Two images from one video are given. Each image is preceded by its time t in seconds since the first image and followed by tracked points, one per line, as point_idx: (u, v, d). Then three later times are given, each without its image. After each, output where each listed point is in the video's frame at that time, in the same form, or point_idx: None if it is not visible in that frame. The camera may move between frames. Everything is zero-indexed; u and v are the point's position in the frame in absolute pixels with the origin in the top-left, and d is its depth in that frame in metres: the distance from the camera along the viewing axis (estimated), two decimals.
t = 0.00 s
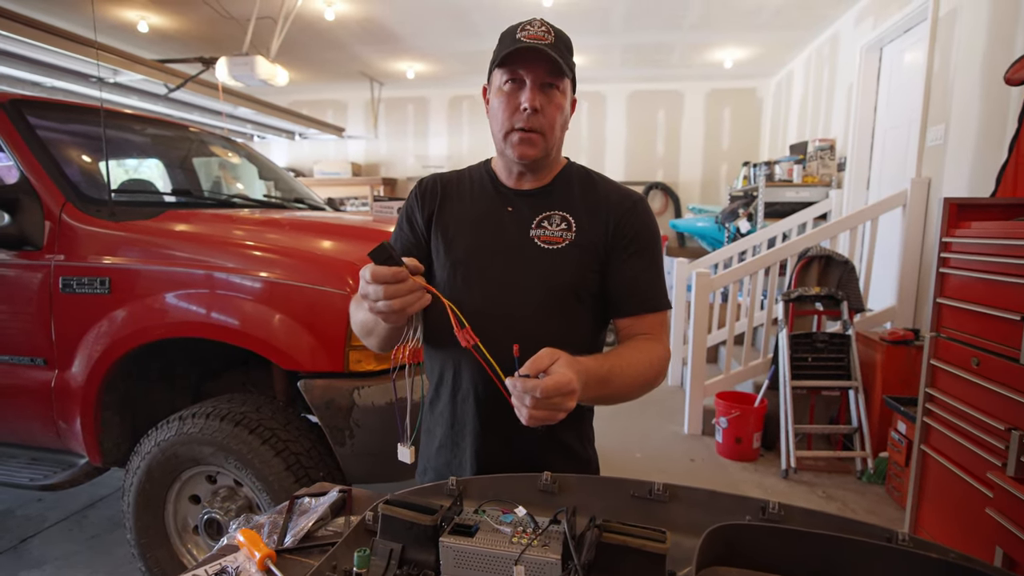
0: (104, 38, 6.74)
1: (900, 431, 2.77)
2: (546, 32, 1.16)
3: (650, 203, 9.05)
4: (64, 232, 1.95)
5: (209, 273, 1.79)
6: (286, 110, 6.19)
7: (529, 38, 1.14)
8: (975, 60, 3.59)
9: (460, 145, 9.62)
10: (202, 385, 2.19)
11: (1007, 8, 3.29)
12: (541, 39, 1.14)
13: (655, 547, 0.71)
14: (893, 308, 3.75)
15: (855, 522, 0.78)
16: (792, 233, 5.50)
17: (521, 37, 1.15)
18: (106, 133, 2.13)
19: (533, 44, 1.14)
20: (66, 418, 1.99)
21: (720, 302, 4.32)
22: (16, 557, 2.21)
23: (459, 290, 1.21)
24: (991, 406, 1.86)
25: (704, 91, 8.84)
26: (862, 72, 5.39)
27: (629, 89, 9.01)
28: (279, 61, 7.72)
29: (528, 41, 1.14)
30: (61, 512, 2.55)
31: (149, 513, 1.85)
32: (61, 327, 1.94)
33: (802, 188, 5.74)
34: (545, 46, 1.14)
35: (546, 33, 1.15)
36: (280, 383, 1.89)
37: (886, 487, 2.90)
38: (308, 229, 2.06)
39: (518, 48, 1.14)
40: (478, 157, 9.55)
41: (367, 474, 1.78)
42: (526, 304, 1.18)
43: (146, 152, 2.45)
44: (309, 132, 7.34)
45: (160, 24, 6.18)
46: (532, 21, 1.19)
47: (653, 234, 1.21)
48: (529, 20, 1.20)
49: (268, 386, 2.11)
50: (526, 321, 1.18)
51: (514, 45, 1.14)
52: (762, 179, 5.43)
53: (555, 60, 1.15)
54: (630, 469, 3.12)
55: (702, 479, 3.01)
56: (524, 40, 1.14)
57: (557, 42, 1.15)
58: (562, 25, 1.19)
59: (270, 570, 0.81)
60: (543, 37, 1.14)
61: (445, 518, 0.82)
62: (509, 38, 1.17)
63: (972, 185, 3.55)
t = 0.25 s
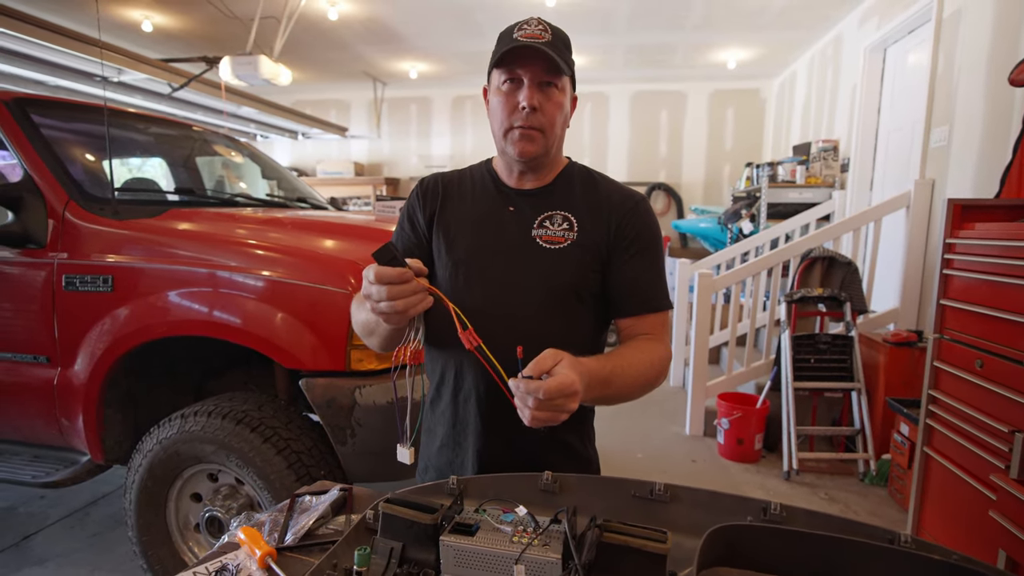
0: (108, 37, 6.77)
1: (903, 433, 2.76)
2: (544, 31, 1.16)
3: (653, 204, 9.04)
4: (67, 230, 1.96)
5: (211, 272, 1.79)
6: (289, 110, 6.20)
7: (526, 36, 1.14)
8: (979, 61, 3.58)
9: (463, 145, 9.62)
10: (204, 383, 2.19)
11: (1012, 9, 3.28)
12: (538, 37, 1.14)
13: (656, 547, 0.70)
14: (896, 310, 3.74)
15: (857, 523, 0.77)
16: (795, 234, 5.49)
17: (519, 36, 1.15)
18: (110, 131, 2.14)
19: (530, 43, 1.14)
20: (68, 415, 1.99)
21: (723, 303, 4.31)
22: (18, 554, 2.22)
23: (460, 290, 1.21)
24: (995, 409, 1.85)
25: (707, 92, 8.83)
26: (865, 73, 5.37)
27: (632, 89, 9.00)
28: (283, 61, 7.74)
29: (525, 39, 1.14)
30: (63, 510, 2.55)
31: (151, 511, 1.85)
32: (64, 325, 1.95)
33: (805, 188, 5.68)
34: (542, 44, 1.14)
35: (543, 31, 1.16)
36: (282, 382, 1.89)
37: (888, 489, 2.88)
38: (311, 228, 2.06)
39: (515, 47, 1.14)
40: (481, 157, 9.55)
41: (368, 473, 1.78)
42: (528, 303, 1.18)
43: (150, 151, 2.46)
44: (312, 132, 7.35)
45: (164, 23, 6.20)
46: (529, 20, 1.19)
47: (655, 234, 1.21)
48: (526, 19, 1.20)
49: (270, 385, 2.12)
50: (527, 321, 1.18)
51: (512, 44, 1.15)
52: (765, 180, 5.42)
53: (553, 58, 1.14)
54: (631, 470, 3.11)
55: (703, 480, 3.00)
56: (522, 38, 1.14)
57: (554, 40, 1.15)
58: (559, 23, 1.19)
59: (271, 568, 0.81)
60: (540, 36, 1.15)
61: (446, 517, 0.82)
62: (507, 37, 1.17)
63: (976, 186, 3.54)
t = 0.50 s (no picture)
0: (110, 35, 6.78)
1: (903, 434, 2.76)
2: (514, 32, 1.16)
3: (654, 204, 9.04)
4: (69, 229, 1.96)
5: (213, 271, 1.79)
6: (291, 109, 6.21)
7: (497, 41, 1.15)
8: (982, 63, 3.57)
9: (464, 145, 9.62)
10: (205, 382, 2.19)
11: (1015, 10, 3.28)
12: (508, 39, 1.14)
13: (656, 548, 0.71)
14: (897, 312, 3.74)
15: (857, 525, 0.77)
16: (796, 235, 5.48)
17: (490, 43, 1.15)
18: (112, 130, 2.14)
19: (501, 46, 1.14)
20: (70, 414, 2.00)
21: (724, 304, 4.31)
22: (19, 552, 2.22)
23: (463, 290, 1.22)
24: (997, 411, 1.85)
25: (709, 92, 8.82)
26: (868, 74, 5.37)
27: (634, 89, 8.99)
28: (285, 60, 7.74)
29: (497, 44, 1.14)
30: (64, 508, 2.56)
31: (152, 509, 1.86)
32: (66, 324, 1.95)
33: (806, 190, 5.67)
34: (514, 44, 1.14)
35: (513, 32, 1.15)
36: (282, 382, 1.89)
37: (888, 491, 2.88)
38: (312, 227, 2.06)
39: (487, 54, 1.15)
40: (482, 156, 9.55)
41: (369, 473, 1.79)
42: (531, 304, 1.18)
43: (151, 150, 2.46)
44: (314, 131, 7.35)
45: (167, 22, 6.20)
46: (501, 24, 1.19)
47: (658, 237, 1.21)
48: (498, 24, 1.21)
49: (271, 384, 2.12)
50: (530, 322, 1.18)
51: (483, 52, 1.15)
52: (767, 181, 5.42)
53: (526, 54, 1.14)
54: (631, 470, 3.12)
55: (704, 481, 3.00)
56: (494, 45, 1.15)
57: (524, 38, 1.14)
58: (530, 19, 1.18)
59: (272, 567, 0.81)
60: (511, 37, 1.15)
61: (446, 517, 0.82)
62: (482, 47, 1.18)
63: (978, 188, 3.53)
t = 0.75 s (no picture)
0: (110, 37, 6.78)
1: (901, 437, 2.76)
2: (511, 34, 1.15)
3: (653, 206, 9.05)
4: (69, 230, 1.96)
5: (212, 273, 1.80)
6: (291, 111, 6.21)
7: (494, 45, 1.15)
8: (980, 66, 3.58)
9: (464, 147, 9.63)
10: (204, 384, 2.19)
11: (1013, 14, 3.29)
12: (505, 42, 1.14)
13: (654, 550, 0.71)
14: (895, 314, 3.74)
15: (855, 527, 0.77)
16: (795, 237, 5.49)
17: (487, 45, 1.15)
18: (111, 132, 2.14)
19: (497, 50, 1.14)
20: (69, 415, 2.00)
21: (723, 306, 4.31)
22: (17, 553, 2.22)
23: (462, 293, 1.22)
24: (995, 413, 1.85)
25: (708, 95, 8.84)
26: (866, 77, 5.38)
27: (633, 92, 9.01)
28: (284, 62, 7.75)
29: (494, 47, 1.14)
30: (62, 509, 2.56)
31: (150, 511, 1.86)
32: (65, 325, 1.95)
33: (805, 192, 5.66)
34: (510, 48, 1.14)
35: (510, 34, 1.15)
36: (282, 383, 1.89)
37: (887, 494, 2.89)
38: (311, 229, 2.07)
39: (484, 58, 1.15)
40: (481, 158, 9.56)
41: (367, 475, 1.78)
42: (530, 306, 1.19)
43: (151, 151, 2.46)
44: (314, 133, 7.36)
45: (167, 23, 6.21)
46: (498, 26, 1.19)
47: (655, 238, 1.22)
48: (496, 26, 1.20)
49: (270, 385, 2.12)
50: (530, 324, 1.19)
51: (481, 56, 1.16)
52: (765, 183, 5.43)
53: (523, 57, 1.13)
54: (630, 472, 3.12)
55: (703, 483, 3.00)
56: (490, 48, 1.15)
57: (521, 40, 1.14)
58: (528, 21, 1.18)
59: (271, 569, 0.81)
60: (508, 40, 1.14)
61: (445, 519, 0.83)
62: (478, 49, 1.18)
63: (977, 192, 3.54)
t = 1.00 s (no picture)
0: (109, 40, 6.78)
1: (900, 440, 2.76)
2: (510, 37, 1.15)
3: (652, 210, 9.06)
4: (66, 232, 1.96)
5: (210, 275, 1.79)
6: (290, 114, 6.22)
7: (494, 48, 1.15)
8: (977, 71, 3.60)
9: (463, 151, 9.64)
10: (202, 387, 2.19)
11: (1010, 18, 3.30)
12: (505, 46, 1.14)
13: (654, 553, 0.70)
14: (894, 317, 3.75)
15: (855, 530, 0.77)
16: (794, 240, 5.50)
17: (487, 49, 1.15)
18: (110, 134, 2.14)
19: (497, 53, 1.14)
20: (65, 418, 1.99)
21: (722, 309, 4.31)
22: (12, 557, 2.20)
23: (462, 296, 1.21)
24: (993, 416, 1.85)
25: (706, 99, 8.86)
26: (864, 81, 5.41)
27: (632, 96, 9.03)
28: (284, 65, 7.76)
29: (493, 51, 1.14)
30: (59, 513, 2.54)
31: (148, 515, 1.85)
32: (62, 328, 1.95)
33: (803, 196, 5.67)
34: (510, 51, 1.14)
35: (509, 38, 1.15)
36: (280, 386, 1.89)
37: (886, 497, 2.88)
38: (310, 232, 2.06)
39: (483, 61, 1.15)
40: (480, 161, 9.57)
41: (365, 478, 1.78)
42: (531, 308, 1.18)
43: (150, 154, 2.46)
44: (313, 136, 7.36)
45: (166, 27, 6.21)
46: (497, 30, 1.19)
47: (654, 240, 1.22)
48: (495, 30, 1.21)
49: (268, 389, 2.12)
50: (530, 326, 1.18)
51: (480, 59, 1.16)
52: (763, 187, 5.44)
53: (523, 60, 1.13)
54: (629, 476, 3.11)
55: (702, 487, 2.99)
56: (490, 50, 1.15)
57: (520, 44, 1.14)
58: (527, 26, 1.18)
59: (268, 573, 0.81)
60: (507, 44, 1.14)
61: (444, 523, 0.82)
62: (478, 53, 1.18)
63: (974, 196, 3.55)
